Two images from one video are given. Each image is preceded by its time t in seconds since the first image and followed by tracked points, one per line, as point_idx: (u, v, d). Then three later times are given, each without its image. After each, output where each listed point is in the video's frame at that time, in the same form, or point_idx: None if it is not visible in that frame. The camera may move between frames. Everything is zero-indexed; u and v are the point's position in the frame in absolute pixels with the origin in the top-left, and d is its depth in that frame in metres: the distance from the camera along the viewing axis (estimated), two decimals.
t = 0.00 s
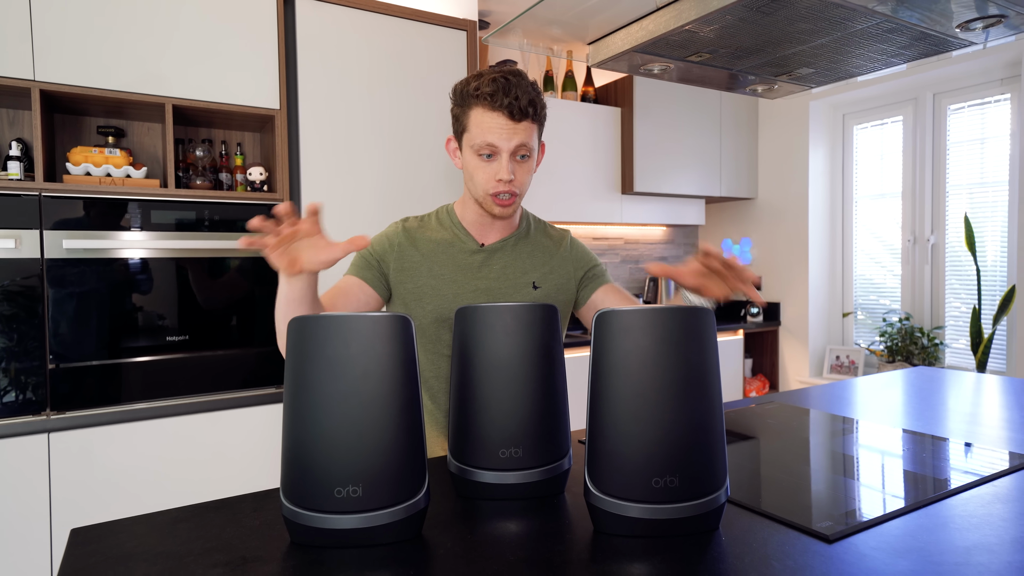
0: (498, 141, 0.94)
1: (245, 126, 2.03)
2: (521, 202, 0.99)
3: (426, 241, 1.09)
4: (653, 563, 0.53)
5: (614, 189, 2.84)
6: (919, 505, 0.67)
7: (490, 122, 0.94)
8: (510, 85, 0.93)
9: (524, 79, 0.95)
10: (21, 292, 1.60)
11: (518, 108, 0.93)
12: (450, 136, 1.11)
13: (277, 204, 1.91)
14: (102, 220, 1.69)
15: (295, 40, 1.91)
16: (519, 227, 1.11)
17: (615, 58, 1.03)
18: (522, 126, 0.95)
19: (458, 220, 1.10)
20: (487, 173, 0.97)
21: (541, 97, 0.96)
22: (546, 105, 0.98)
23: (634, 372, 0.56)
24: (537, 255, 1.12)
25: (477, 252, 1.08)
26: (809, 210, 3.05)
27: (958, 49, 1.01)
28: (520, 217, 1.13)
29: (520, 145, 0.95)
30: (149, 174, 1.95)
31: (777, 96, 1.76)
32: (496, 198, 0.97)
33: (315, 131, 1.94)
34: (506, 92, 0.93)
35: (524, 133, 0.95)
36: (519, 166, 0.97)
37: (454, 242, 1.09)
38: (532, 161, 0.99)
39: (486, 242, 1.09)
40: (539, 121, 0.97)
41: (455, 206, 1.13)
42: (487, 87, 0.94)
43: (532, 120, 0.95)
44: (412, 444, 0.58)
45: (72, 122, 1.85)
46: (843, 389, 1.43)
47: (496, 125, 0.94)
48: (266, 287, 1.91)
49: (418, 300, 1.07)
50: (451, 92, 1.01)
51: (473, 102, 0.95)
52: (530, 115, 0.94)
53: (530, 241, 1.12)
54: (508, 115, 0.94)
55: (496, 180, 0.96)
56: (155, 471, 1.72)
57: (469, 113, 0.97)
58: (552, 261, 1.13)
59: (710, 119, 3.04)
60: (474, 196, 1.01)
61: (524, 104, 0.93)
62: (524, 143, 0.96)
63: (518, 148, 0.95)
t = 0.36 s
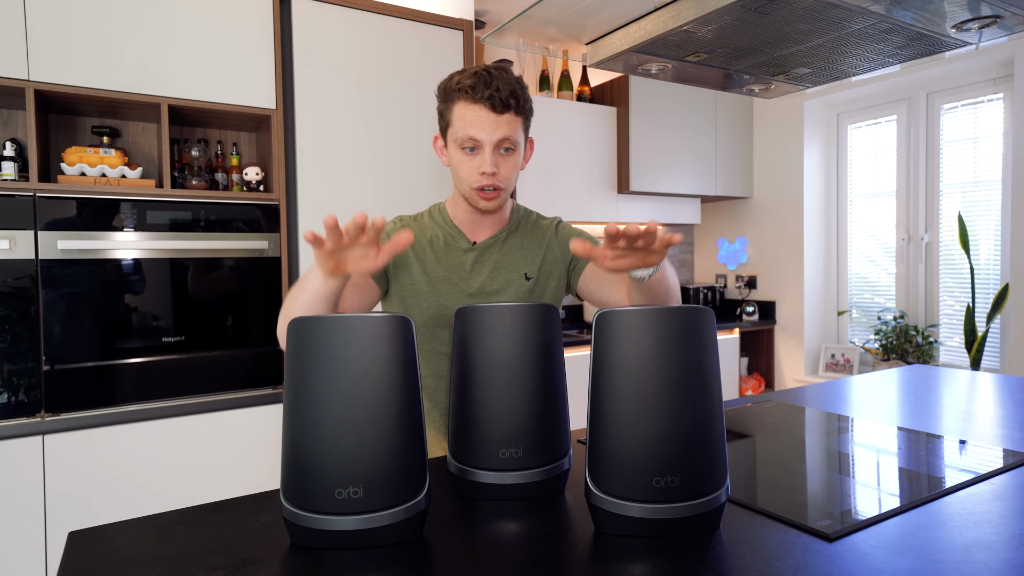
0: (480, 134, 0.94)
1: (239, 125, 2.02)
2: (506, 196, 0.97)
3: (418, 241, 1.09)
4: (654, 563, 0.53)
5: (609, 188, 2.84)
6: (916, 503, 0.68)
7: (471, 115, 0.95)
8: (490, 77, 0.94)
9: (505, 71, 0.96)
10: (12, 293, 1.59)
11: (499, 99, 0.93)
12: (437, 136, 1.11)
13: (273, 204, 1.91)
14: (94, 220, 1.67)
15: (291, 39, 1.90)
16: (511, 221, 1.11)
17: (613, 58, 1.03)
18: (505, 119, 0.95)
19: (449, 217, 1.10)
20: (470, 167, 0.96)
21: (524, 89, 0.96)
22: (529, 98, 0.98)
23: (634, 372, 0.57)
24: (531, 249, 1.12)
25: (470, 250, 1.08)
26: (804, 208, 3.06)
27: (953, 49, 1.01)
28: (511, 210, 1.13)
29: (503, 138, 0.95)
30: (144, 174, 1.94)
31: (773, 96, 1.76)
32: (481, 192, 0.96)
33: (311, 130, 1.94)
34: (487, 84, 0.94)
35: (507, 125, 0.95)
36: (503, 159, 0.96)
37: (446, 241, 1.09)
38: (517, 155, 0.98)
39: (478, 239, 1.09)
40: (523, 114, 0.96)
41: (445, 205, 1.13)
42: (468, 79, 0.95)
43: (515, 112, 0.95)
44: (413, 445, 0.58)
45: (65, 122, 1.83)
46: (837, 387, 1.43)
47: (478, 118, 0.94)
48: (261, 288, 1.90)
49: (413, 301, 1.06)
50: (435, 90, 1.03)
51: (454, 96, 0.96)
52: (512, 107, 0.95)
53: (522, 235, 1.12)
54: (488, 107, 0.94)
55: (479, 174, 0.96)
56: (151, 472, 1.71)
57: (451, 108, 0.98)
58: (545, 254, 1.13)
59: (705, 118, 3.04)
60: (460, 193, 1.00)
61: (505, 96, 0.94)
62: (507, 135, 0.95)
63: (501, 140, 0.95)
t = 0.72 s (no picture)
0: (468, 132, 0.93)
1: (225, 120, 2.00)
2: (496, 196, 0.96)
3: (409, 241, 1.08)
4: (650, 564, 0.52)
5: (604, 186, 2.83)
6: (914, 502, 0.67)
7: (459, 112, 0.93)
8: (479, 72, 0.92)
9: (494, 65, 0.94)
10: None
11: (488, 95, 0.92)
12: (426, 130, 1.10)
13: (260, 201, 1.88)
14: (72, 217, 1.65)
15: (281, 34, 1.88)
16: (505, 220, 1.10)
17: (608, 52, 1.02)
18: (494, 115, 0.93)
19: (441, 216, 1.09)
20: (459, 166, 0.95)
21: (514, 84, 0.94)
22: (520, 93, 0.96)
23: (631, 371, 0.55)
24: (524, 250, 1.10)
25: (462, 251, 1.07)
26: (801, 206, 3.06)
27: (952, 44, 1.01)
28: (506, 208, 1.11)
29: (492, 136, 0.93)
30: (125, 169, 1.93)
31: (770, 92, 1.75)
32: (470, 192, 0.95)
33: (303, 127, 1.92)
34: (475, 79, 0.92)
35: (496, 122, 0.93)
36: (493, 157, 0.95)
37: (438, 242, 1.08)
38: (508, 152, 0.96)
39: (470, 240, 1.08)
40: (513, 109, 0.95)
41: (437, 202, 1.11)
42: (455, 74, 0.93)
43: (505, 108, 0.93)
44: (406, 446, 0.56)
45: (43, 116, 1.81)
46: (835, 387, 1.43)
47: (466, 115, 0.93)
48: (248, 286, 1.88)
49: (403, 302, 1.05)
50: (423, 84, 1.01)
51: (442, 92, 0.95)
52: (502, 103, 0.93)
53: (517, 235, 1.10)
54: (477, 104, 0.92)
55: (468, 174, 0.95)
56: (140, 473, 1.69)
57: (439, 104, 0.96)
58: (539, 255, 1.11)
59: (701, 116, 3.04)
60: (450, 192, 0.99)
61: (494, 91, 0.92)
62: (497, 133, 0.94)
63: (490, 138, 0.93)
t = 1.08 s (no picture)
0: (470, 124, 0.91)
1: (215, 109, 1.97)
2: (499, 188, 0.96)
3: (408, 236, 1.07)
4: (648, 558, 0.51)
5: (604, 176, 2.81)
6: (917, 495, 0.66)
7: (460, 104, 0.91)
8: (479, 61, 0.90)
9: (495, 53, 0.91)
10: None
11: (489, 86, 0.89)
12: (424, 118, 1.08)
13: (250, 191, 1.85)
14: (60, 208, 1.62)
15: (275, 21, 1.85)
16: (506, 214, 1.08)
17: (606, 37, 1.01)
18: (496, 106, 0.91)
19: (440, 208, 1.07)
20: (460, 159, 0.94)
21: (516, 72, 0.91)
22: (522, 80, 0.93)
23: (629, 362, 0.54)
24: (526, 246, 1.09)
25: (462, 247, 1.06)
26: (804, 196, 3.03)
27: (959, 28, 0.99)
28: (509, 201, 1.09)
29: (494, 127, 0.91)
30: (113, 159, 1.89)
31: (771, 78, 1.73)
32: (471, 185, 0.94)
33: (299, 117, 1.90)
34: (475, 68, 0.89)
35: (498, 114, 0.91)
36: (495, 149, 0.94)
37: (438, 237, 1.06)
38: (510, 142, 0.95)
39: (471, 235, 1.07)
40: (516, 99, 0.92)
41: (437, 191, 1.10)
42: (454, 62, 0.91)
43: (507, 97, 0.91)
44: (400, 438, 0.55)
45: (26, 103, 1.76)
46: (838, 379, 1.41)
47: (467, 107, 0.91)
48: (240, 277, 1.86)
49: (401, 298, 1.05)
50: (421, 71, 0.98)
51: (441, 82, 0.92)
52: (504, 93, 0.90)
53: (518, 230, 1.09)
54: (478, 96, 0.90)
55: (470, 167, 0.94)
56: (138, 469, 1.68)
57: (438, 94, 0.94)
58: (541, 251, 1.10)
59: (703, 104, 3.01)
60: (451, 183, 0.98)
61: (495, 81, 0.89)
62: (499, 124, 0.92)
63: (492, 129, 0.92)
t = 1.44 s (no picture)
0: (468, 115, 0.90)
1: (209, 100, 1.96)
2: (500, 181, 0.94)
3: (407, 230, 1.06)
4: (644, 552, 0.51)
5: (603, 168, 2.80)
6: (917, 489, 0.65)
7: (458, 94, 0.90)
8: (477, 49, 0.89)
9: (494, 42, 0.90)
10: None
11: (488, 75, 0.88)
12: (425, 111, 1.07)
13: (245, 183, 1.85)
14: (56, 201, 1.62)
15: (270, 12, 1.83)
16: (506, 209, 1.07)
17: (604, 27, 0.99)
18: (496, 96, 0.90)
19: (440, 202, 1.06)
20: (460, 150, 0.93)
21: (516, 61, 0.90)
22: (523, 70, 0.92)
23: (625, 355, 0.54)
24: (527, 242, 1.08)
25: (462, 242, 1.05)
26: (806, 189, 3.01)
27: (962, 17, 0.97)
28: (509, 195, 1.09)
29: (493, 118, 0.90)
30: (106, 151, 1.88)
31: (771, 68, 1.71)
32: (471, 178, 0.93)
33: (297, 110, 1.89)
34: (473, 57, 0.89)
35: (498, 104, 0.90)
36: (495, 140, 0.93)
37: (438, 232, 1.06)
38: (511, 134, 0.93)
39: (471, 230, 1.06)
40: (516, 88, 0.91)
41: (436, 183, 1.09)
42: (452, 51, 0.90)
43: (507, 87, 0.90)
44: (394, 431, 0.55)
45: (20, 94, 1.75)
46: (840, 373, 1.40)
47: (466, 97, 0.90)
48: (236, 270, 1.85)
49: (400, 293, 1.04)
50: (421, 62, 0.98)
51: (440, 72, 0.91)
52: (503, 83, 0.89)
53: (519, 226, 1.08)
54: (476, 85, 0.89)
55: (470, 159, 0.92)
56: (138, 463, 1.68)
57: (437, 84, 0.93)
58: (542, 247, 1.09)
59: (704, 95, 2.99)
60: (451, 176, 0.97)
61: (494, 69, 0.88)
62: (499, 114, 0.91)
63: (492, 120, 0.91)
